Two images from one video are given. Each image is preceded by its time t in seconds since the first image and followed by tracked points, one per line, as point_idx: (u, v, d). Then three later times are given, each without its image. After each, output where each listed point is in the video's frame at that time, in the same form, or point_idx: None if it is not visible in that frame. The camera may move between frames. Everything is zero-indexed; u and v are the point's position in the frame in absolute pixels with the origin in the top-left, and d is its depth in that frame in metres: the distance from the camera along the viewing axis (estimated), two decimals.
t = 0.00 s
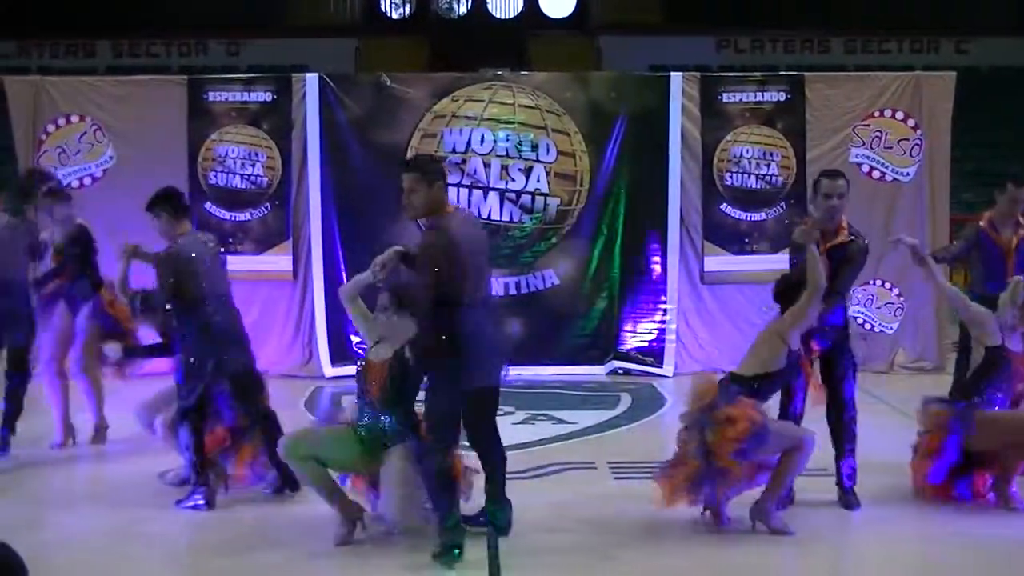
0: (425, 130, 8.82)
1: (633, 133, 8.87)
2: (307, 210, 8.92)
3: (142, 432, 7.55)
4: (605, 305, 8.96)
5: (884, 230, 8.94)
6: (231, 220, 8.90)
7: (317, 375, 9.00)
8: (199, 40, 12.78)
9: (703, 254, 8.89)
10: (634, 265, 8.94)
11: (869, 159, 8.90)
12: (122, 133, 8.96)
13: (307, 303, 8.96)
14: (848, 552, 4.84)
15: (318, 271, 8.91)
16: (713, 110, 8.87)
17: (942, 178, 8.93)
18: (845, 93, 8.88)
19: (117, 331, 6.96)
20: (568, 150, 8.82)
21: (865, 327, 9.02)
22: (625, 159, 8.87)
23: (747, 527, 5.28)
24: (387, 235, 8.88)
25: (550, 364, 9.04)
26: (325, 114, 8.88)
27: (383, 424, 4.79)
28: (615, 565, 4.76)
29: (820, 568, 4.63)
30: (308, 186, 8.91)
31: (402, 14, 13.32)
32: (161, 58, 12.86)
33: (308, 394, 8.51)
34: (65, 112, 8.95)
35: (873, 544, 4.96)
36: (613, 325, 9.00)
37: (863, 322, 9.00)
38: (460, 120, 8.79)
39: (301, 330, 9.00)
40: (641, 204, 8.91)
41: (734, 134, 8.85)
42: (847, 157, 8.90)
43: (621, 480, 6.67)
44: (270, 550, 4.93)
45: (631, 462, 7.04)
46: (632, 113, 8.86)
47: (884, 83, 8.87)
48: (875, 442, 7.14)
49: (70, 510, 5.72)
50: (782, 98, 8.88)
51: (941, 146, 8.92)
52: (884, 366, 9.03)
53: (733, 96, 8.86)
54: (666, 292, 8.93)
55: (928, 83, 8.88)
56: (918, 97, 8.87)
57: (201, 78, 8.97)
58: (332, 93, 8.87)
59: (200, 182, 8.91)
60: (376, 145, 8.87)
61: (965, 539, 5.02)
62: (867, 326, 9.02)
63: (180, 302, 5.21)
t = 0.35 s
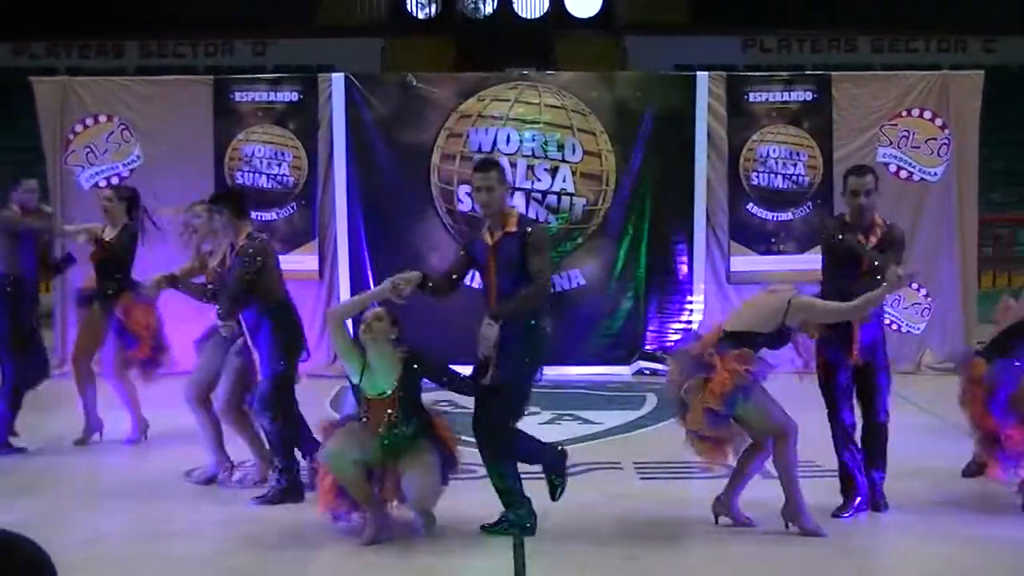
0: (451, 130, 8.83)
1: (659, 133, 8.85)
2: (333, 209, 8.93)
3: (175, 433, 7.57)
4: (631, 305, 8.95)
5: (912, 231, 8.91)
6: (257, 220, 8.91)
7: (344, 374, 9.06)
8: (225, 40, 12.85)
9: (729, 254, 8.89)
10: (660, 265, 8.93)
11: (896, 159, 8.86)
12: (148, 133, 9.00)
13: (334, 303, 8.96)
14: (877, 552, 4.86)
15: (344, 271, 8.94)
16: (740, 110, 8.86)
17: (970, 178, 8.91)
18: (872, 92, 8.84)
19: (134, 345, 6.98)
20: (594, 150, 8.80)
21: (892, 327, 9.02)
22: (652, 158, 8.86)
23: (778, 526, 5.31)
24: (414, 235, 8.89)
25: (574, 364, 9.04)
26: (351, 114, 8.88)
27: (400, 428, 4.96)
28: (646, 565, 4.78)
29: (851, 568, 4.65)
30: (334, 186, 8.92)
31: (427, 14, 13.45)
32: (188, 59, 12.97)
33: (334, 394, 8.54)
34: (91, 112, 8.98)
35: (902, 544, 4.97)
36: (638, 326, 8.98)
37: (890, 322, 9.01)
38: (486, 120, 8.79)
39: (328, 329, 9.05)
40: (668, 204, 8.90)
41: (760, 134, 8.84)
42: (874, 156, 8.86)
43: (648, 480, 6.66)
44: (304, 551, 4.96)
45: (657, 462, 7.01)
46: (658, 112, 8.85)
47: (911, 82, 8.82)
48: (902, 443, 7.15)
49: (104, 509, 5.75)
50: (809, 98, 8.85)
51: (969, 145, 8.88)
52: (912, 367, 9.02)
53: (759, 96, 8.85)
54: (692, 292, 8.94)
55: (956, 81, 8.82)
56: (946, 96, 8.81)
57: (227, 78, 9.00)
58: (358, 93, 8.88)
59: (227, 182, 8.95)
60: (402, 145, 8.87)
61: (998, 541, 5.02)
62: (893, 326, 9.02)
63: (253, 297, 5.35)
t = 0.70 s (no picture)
0: (479, 130, 8.84)
1: (687, 132, 8.85)
2: (361, 209, 8.95)
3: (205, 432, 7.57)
4: (658, 305, 8.96)
5: (941, 231, 8.88)
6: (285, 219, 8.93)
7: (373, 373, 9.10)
8: (254, 41, 13.67)
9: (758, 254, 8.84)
10: (688, 265, 8.91)
11: (925, 159, 8.82)
12: (178, 132, 9.04)
13: (361, 303, 9.03)
14: (911, 554, 4.88)
15: (372, 272, 8.96)
16: (769, 108, 8.84)
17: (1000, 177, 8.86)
18: (902, 91, 8.81)
19: (166, 335, 6.92)
20: (622, 149, 8.79)
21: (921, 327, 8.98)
22: (680, 158, 8.85)
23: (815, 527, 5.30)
24: (443, 234, 8.89)
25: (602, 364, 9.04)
26: (379, 113, 8.90)
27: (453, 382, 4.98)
28: (684, 564, 4.80)
29: (885, 569, 4.69)
30: (363, 186, 8.95)
31: (456, 14, 13.36)
32: (216, 58, 13.80)
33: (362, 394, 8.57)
34: (121, 112, 9.04)
35: (939, 546, 4.97)
36: (665, 326, 8.99)
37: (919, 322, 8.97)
38: (514, 120, 8.78)
39: (356, 329, 9.08)
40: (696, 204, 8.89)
41: (789, 133, 8.82)
42: (903, 156, 8.83)
43: (675, 480, 6.64)
44: (342, 552, 4.96)
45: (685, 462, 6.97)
46: (686, 111, 8.85)
47: (941, 81, 8.78)
48: (933, 442, 7.14)
49: (139, 505, 5.80)
50: (838, 97, 8.82)
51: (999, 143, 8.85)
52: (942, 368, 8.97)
53: (788, 95, 8.83)
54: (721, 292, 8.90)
55: (985, 80, 8.79)
56: (975, 95, 8.78)
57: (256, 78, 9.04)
58: (386, 93, 8.90)
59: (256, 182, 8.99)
60: (430, 144, 8.89)
61: None
62: (923, 326, 8.98)
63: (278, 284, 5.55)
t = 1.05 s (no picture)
0: (496, 129, 8.84)
1: (704, 131, 8.85)
2: (378, 208, 8.97)
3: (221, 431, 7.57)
4: (675, 305, 8.99)
5: (959, 230, 8.85)
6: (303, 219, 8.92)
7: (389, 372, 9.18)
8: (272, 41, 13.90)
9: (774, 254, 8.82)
10: (705, 264, 8.92)
11: (943, 158, 8.81)
12: (195, 132, 9.05)
13: (377, 304, 9.01)
14: (933, 554, 4.88)
15: (390, 272, 8.99)
16: (787, 108, 8.82)
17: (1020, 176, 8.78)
18: (919, 91, 8.79)
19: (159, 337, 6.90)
20: (638, 149, 8.79)
21: (939, 329, 8.98)
22: (697, 157, 8.84)
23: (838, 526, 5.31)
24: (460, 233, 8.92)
25: (620, 364, 9.11)
26: (396, 113, 8.91)
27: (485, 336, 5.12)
28: (706, 564, 4.80)
29: (909, 569, 4.69)
30: (380, 186, 8.96)
31: (473, 14, 13.40)
32: (234, 57, 14.03)
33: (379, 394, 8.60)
34: (138, 112, 9.05)
35: (964, 546, 4.97)
36: (682, 326, 9.02)
37: (937, 322, 8.96)
38: (531, 119, 8.80)
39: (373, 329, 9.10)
40: (713, 203, 8.89)
41: (807, 132, 8.79)
42: (921, 156, 8.82)
43: (691, 480, 6.63)
44: (361, 553, 4.96)
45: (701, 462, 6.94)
46: (703, 111, 8.85)
47: (959, 80, 8.76)
48: (951, 442, 7.13)
49: (158, 505, 5.81)
50: (855, 97, 8.80)
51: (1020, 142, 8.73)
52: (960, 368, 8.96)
53: (806, 94, 8.81)
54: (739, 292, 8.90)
55: (1005, 79, 8.73)
56: (993, 94, 8.73)
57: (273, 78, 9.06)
58: (403, 93, 8.91)
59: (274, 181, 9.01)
60: (447, 144, 8.91)
61: None
62: (940, 326, 8.97)
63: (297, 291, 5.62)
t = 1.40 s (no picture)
0: (499, 129, 8.85)
1: (708, 131, 8.85)
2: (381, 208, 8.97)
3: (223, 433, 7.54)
4: (678, 305, 8.98)
5: (962, 230, 8.85)
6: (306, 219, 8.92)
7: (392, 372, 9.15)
8: (276, 41, 14.56)
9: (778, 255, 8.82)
10: (708, 264, 8.92)
11: (946, 158, 8.81)
12: (199, 131, 9.05)
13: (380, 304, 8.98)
14: (940, 555, 4.87)
15: (392, 272, 8.97)
16: (790, 108, 8.82)
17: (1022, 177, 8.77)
18: (923, 91, 8.80)
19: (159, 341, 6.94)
20: (642, 149, 8.80)
21: (942, 330, 8.96)
22: (700, 156, 8.84)
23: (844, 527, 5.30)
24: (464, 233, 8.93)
25: (623, 365, 9.09)
26: (400, 112, 8.92)
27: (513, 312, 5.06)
28: (712, 565, 4.79)
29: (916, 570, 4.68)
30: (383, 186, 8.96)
31: (476, 14, 14.14)
32: (238, 58, 14.69)
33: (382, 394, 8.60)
34: (143, 112, 9.05)
35: (970, 547, 4.96)
36: (685, 326, 9.01)
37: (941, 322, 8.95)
38: (535, 120, 8.81)
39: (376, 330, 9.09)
40: (716, 203, 8.89)
41: (810, 132, 8.81)
42: (924, 156, 8.82)
43: (694, 480, 6.62)
44: (366, 553, 4.95)
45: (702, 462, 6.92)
46: (706, 111, 8.84)
47: (962, 81, 8.77)
48: (953, 442, 7.13)
49: (161, 504, 5.80)
50: (859, 97, 8.80)
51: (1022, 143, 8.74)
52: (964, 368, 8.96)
53: (809, 94, 8.82)
54: (742, 292, 8.91)
55: (1008, 80, 8.74)
56: (996, 95, 8.74)
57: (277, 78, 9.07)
58: (407, 93, 8.92)
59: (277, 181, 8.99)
60: (450, 144, 8.91)
61: None
62: (944, 326, 8.95)
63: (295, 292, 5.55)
